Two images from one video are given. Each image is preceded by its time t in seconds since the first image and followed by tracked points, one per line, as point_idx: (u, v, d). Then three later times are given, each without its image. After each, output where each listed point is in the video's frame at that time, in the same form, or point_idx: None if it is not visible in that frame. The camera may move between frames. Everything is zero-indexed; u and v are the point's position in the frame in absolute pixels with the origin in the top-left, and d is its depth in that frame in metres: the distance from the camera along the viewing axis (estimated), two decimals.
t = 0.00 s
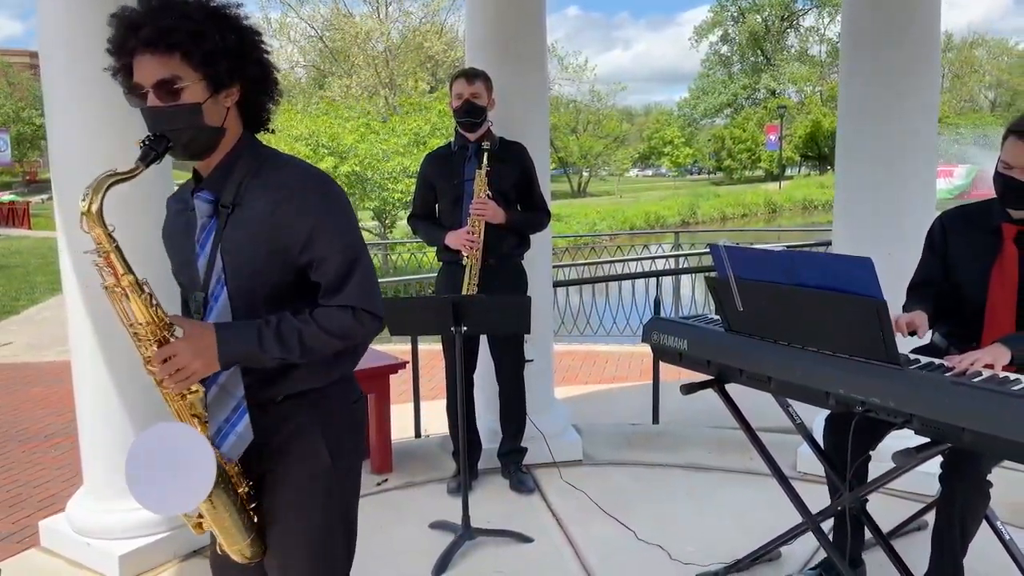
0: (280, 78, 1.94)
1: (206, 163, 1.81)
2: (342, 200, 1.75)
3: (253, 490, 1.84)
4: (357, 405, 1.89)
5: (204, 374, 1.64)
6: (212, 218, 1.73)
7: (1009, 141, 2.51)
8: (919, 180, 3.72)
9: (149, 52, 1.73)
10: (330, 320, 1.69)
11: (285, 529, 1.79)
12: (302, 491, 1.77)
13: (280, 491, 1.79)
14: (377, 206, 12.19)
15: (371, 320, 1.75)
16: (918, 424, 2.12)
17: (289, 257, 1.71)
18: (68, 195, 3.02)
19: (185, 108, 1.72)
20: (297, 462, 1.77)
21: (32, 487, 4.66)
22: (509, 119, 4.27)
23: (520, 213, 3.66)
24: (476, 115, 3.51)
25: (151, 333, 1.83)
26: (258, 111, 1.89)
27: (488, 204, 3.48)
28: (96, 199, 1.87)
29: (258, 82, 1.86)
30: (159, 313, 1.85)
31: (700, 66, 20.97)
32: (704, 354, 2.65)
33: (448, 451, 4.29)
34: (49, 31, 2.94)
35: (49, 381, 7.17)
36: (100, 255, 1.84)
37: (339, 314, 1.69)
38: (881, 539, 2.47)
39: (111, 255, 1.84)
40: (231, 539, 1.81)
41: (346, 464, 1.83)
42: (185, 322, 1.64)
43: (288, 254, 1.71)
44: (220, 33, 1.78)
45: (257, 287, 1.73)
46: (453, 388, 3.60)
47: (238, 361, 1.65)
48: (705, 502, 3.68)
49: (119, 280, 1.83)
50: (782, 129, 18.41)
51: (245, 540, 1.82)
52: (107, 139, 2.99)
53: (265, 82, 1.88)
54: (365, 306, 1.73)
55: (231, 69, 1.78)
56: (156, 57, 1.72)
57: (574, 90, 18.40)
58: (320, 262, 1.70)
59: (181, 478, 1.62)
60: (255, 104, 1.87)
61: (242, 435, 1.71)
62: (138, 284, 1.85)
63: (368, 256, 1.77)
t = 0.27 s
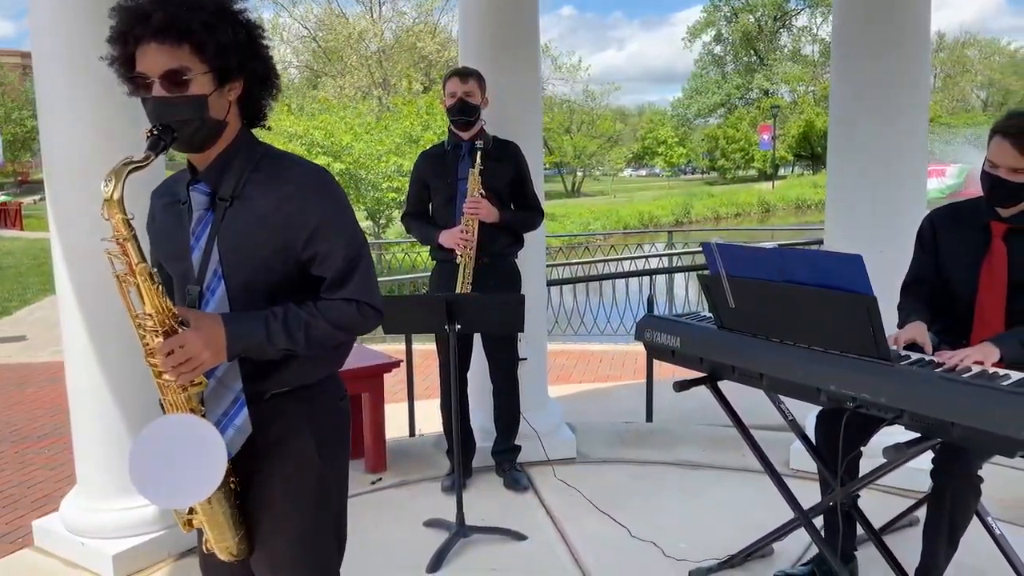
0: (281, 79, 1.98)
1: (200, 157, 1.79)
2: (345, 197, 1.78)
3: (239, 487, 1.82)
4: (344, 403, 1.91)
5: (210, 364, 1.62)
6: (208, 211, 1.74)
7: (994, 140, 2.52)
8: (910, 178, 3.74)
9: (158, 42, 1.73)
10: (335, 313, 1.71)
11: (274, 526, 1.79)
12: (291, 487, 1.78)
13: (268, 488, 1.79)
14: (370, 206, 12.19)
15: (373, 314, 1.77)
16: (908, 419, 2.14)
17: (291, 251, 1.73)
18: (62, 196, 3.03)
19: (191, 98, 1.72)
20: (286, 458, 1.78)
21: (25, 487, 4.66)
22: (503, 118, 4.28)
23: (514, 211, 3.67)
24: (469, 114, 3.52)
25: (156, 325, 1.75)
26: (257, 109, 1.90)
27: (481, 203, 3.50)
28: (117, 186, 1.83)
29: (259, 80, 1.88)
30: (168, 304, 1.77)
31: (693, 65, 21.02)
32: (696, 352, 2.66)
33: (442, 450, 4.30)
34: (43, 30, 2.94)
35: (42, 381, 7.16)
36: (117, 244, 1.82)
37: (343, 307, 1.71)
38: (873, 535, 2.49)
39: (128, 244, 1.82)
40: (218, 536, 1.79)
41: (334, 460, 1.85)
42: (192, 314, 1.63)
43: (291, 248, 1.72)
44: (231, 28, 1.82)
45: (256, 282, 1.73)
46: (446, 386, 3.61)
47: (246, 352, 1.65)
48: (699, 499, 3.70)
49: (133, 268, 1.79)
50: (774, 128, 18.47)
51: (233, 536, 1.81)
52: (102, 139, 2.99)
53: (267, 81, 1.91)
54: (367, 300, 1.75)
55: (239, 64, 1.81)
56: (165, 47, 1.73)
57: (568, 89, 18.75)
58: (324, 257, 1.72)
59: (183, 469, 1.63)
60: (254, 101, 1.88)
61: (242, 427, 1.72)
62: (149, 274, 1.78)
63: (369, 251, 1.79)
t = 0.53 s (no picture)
0: (282, 75, 1.98)
1: (196, 146, 1.80)
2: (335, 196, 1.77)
3: (214, 482, 1.83)
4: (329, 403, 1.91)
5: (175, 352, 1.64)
6: (199, 199, 1.75)
7: (982, 139, 2.54)
8: (902, 176, 3.75)
9: (157, 29, 1.73)
10: (309, 310, 1.69)
11: (254, 525, 1.79)
12: (271, 486, 1.78)
13: (250, 489, 1.78)
14: (365, 205, 12.19)
15: (351, 314, 1.76)
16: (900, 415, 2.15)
17: (275, 246, 1.73)
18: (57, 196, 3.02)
19: (186, 87, 1.72)
20: (265, 456, 1.77)
21: (19, 487, 4.64)
22: (498, 116, 4.28)
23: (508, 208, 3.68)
24: (462, 111, 3.52)
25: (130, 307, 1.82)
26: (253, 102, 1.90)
27: (475, 200, 3.49)
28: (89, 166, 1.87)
29: (259, 75, 1.89)
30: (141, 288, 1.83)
31: (687, 65, 21.04)
32: (689, 348, 2.67)
33: (436, 447, 4.30)
34: (36, 29, 2.93)
35: (36, 381, 7.14)
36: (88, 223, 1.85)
37: (319, 304, 1.70)
38: (866, 531, 2.49)
39: (97, 224, 1.85)
40: (190, 527, 1.81)
41: (317, 459, 1.84)
42: (161, 298, 1.66)
43: (272, 241, 1.72)
44: (236, 21, 1.82)
45: (239, 273, 1.73)
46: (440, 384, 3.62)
47: (213, 341, 1.65)
48: (692, 496, 3.71)
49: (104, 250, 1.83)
50: (768, 128, 18.51)
51: (205, 529, 1.82)
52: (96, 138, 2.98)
53: (265, 76, 1.92)
54: (346, 299, 1.74)
55: (238, 56, 1.81)
56: (164, 35, 1.73)
57: (563, 88, 18.75)
58: (307, 251, 1.72)
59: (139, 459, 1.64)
60: (251, 95, 1.89)
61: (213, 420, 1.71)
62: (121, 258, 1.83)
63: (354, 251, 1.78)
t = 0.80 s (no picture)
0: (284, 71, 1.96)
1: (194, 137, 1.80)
2: (320, 197, 1.75)
3: (194, 473, 1.84)
4: (316, 402, 1.87)
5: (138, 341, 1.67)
6: (189, 190, 1.77)
7: (973, 136, 2.56)
8: (897, 172, 3.76)
9: (152, 19, 1.74)
10: (273, 311, 1.67)
11: (232, 521, 1.79)
12: (248, 484, 1.77)
13: (230, 487, 1.78)
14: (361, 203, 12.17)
15: (318, 318, 1.72)
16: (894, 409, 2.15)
17: (252, 244, 1.71)
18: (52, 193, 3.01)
19: (175, 78, 1.73)
20: (244, 455, 1.76)
21: (12, 485, 4.63)
22: (493, 113, 4.27)
23: (503, 204, 3.67)
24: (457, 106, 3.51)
25: (94, 290, 1.86)
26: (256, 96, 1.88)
27: (470, 196, 3.49)
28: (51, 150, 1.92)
29: (259, 70, 1.86)
30: (106, 274, 1.88)
31: (682, 63, 21.05)
32: (684, 343, 2.67)
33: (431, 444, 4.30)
34: (31, 26, 2.92)
35: (30, 380, 7.10)
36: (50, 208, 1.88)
37: (284, 307, 1.67)
38: (859, 525, 2.50)
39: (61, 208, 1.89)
40: (160, 514, 1.84)
41: (297, 461, 1.80)
42: (131, 286, 1.70)
43: (247, 238, 1.70)
44: (231, 12, 1.80)
45: (217, 267, 1.72)
46: (435, 381, 3.61)
47: (174, 334, 1.65)
48: (687, 491, 3.72)
49: (68, 233, 1.88)
50: (763, 126, 18.54)
51: (175, 517, 1.84)
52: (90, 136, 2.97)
53: (266, 70, 1.89)
54: (312, 303, 1.70)
55: (232, 49, 1.79)
56: (159, 25, 1.73)
57: (557, 86, 18.57)
58: (281, 250, 1.69)
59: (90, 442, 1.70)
60: (253, 91, 1.86)
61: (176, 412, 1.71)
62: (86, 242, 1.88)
63: (331, 258, 1.75)
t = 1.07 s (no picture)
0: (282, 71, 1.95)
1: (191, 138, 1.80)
2: (314, 199, 1.75)
3: (189, 467, 1.84)
4: (310, 402, 1.86)
5: (137, 348, 1.67)
6: (186, 190, 1.76)
7: (965, 132, 2.57)
8: (891, 170, 3.77)
9: (149, 19, 1.73)
10: (274, 318, 1.69)
11: (221, 517, 1.79)
12: (239, 480, 1.77)
13: (218, 481, 1.78)
14: (356, 200, 12.16)
15: (317, 322, 1.74)
16: (888, 402, 2.16)
17: (247, 248, 1.71)
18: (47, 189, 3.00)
19: (174, 79, 1.72)
20: (234, 450, 1.76)
21: (6, 481, 4.62)
22: (489, 110, 4.27)
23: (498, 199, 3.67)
24: (453, 101, 3.51)
25: (92, 296, 1.82)
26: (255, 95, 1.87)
27: (465, 190, 3.50)
28: (49, 157, 1.89)
29: (257, 71, 1.86)
30: (105, 278, 1.84)
31: (678, 60, 21.04)
32: (678, 339, 2.68)
33: (426, 440, 4.30)
34: (26, 22, 2.91)
35: (23, 376, 7.07)
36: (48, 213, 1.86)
37: (284, 313, 1.69)
38: (853, 520, 2.50)
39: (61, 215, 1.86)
40: (156, 510, 1.82)
41: (287, 458, 1.80)
42: (128, 293, 1.69)
43: (246, 243, 1.70)
44: (228, 13, 1.78)
45: (215, 270, 1.72)
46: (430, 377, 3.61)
47: (174, 341, 1.66)
48: (682, 487, 3.72)
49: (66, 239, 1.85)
50: (759, 124, 18.55)
51: (170, 513, 1.83)
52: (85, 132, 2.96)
53: (262, 69, 1.87)
54: (311, 308, 1.72)
55: (229, 49, 1.78)
56: (156, 26, 1.73)
57: (553, 83, 18.78)
58: (278, 256, 1.70)
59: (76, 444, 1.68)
60: (252, 92, 1.86)
61: (183, 410, 1.71)
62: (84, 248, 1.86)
63: (326, 261, 1.76)
